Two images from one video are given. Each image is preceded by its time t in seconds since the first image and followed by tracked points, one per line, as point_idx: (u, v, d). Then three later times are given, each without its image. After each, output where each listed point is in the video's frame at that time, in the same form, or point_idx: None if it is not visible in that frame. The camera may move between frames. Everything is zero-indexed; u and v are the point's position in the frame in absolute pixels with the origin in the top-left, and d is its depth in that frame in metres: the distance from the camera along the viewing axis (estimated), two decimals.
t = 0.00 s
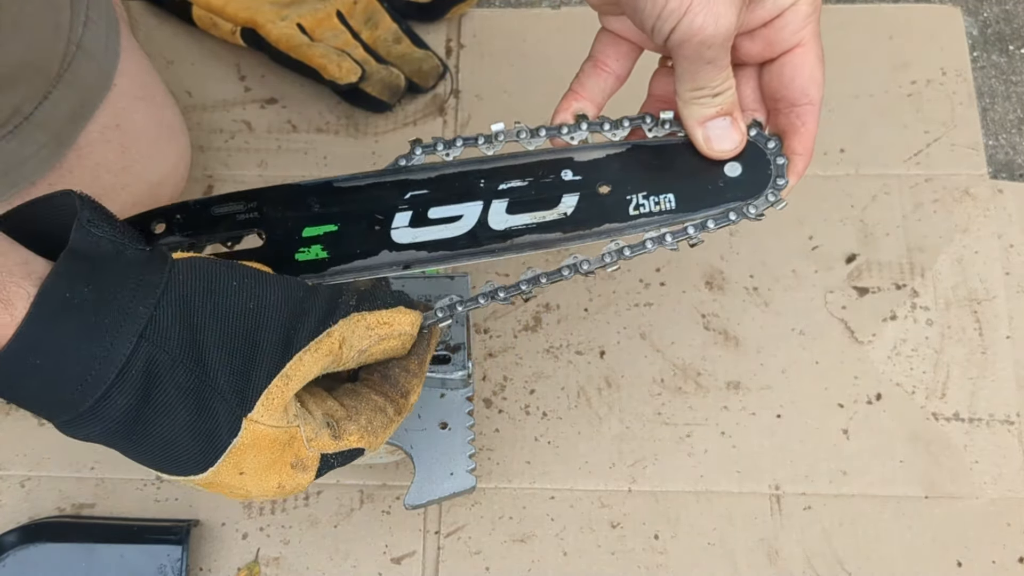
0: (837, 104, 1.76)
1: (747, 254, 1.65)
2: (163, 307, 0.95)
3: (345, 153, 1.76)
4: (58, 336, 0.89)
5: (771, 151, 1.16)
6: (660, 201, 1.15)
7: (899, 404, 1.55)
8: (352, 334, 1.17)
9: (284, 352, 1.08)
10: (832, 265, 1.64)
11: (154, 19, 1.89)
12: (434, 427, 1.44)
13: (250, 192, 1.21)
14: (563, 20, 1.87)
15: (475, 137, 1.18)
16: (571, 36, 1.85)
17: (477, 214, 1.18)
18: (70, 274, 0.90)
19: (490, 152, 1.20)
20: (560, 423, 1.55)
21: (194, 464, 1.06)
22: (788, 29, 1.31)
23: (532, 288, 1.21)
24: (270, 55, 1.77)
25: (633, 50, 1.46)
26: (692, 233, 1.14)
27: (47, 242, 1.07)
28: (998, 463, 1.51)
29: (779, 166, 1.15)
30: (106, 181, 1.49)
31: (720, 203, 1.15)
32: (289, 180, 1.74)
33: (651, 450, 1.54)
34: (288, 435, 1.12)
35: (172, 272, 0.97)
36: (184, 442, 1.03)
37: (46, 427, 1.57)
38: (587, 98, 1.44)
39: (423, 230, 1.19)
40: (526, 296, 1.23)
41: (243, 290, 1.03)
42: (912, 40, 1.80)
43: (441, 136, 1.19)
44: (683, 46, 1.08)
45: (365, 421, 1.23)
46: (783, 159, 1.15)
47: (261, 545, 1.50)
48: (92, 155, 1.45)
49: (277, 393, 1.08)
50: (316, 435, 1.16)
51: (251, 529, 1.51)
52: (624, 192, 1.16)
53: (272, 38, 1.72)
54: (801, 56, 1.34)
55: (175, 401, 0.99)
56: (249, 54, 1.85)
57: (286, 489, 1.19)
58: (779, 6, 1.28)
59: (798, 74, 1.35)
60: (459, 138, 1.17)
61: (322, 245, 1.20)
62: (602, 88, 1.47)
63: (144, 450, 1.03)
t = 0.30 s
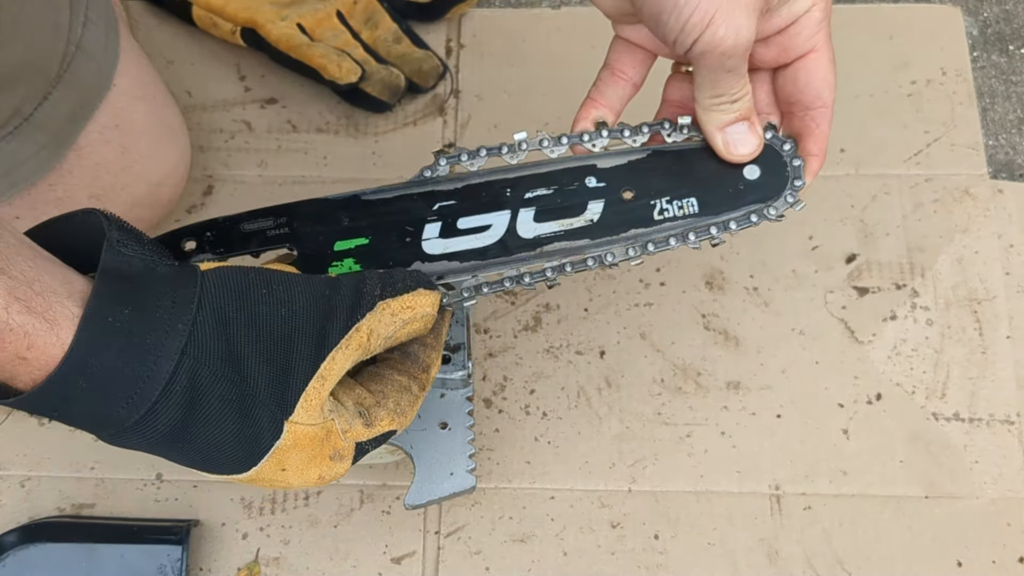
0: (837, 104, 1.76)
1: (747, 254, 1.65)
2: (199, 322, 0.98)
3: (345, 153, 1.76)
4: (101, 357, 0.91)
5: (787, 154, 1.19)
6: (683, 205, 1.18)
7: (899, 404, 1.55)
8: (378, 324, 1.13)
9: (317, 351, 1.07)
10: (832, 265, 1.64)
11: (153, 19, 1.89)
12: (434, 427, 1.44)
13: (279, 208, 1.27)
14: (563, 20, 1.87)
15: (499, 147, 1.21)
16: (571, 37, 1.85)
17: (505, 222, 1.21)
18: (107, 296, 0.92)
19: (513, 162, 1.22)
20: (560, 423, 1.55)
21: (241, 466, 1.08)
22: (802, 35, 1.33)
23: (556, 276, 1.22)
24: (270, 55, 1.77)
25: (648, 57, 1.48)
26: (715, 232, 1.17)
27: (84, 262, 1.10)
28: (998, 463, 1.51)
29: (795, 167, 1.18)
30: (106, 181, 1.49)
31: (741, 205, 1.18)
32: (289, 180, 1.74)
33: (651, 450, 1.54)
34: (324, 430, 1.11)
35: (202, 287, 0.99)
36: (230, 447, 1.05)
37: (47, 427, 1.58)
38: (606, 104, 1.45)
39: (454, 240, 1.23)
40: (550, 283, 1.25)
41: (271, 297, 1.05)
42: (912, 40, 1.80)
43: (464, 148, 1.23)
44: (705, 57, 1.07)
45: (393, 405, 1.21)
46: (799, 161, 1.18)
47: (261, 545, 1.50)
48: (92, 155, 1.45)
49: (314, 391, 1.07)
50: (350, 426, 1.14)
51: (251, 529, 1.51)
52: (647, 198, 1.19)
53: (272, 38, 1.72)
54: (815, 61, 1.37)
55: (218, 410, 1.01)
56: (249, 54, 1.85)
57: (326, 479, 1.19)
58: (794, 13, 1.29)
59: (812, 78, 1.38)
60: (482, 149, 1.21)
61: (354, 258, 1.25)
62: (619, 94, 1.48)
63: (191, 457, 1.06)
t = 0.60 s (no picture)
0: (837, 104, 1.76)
1: (747, 254, 1.66)
2: (214, 334, 0.96)
3: (345, 153, 1.76)
4: (120, 372, 0.88)
5: (800, 169, 1.20)
6: (696, 220, 1.19)
7: (899, 404, 1.55)
8: (385, 332, 1.14)
9: (328, 361, 1.07)
10: (832, 265, 1.64)
11: (153, 19, 1.89)
12: (434, 427, 1.44)
13: (300, 219, 1.26)
14: (563, 20, 1.87)
15: (515, 161, 1.23)
16: (571, 37, 1.85)
17: (520, 234, 1.21)
18: (123, 311, 0.90)
19: (529, 175, 1.24)
20: (560, 423, 1.55)
21: (252, 476, 1.07)
22: (817, 53, 1.33)
23: (568, 285, 1.23)
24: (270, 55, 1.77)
25: (663, 72, 1.48)
26: (727, 247, 1.18)
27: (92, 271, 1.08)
28: (998, 463, 1.51)
29: (808, 183, 1.19)
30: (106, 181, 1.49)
31: (753, 220, 1.19)
32: (289, 180, 1.74)
33: (651, 450, 1.54)
34: (335, 439, 1.12)
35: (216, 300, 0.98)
36: (243, 460, 1.04)
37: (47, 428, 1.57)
38: (621, 120, 1.47)
39: (469, 251, 1.22)
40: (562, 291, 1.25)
41: (284, 309, 1.04)
42: (912, 41, 1.80)
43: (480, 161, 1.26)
44: (719, 75, 1.11)
45: (398, 411, 1.22)
46: (813, 177, 1.20)
47: (261, 545, 1.50)
48: (92, 156, 1.45)
49: (326, 401, 1.07)
50: (360, 434, 1.16)
51: (251, 529, 1.51)
52: (660, 212, 1.20)
53: (272, 38, 1.72)
54: (829, 78, 1.37)
55: (234, 424, 1.00)
56: (249, 54, 1.85)
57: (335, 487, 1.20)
58: (808, 31, 1.29)
59: (825, 95, 1.39)
60: (499, 162, 1.23)
61: (371, 269, 1.24)
62: (634, 109, 1.49)
63: (201, 470, 1.04)
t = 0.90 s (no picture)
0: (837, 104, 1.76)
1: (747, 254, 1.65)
2: (138, 377, 0.98)
3: (345, 153, 1.76)
4: (40, 421, 0.92)
5: (829, 189, 1.16)
6: (723, 236, 1.14)
7: (899, 404, 1.55)
8: (315, 358, 1.11)
9: (258, 394, 1.06)
10: (832, 265, 1.64)
11: (154, 19, 1.89)
12: (434, 427, 1.44)
13: (321, 219, 1.21)
14: (564, 20, 1.87)
15: (540, 169, 1.17)
16: (571, 37, 1.85)
17: (544, 244, 1.16)
18: (42, 360, 0.92)
19: (555, 184, 1.19)
20: (560, 423, 1.55)
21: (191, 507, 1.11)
22: (850, 71, 1.34)
23: (591, 300, 1.17)
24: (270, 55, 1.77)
25: (693, 86, 1.48)
26: (754, 265, 1.14)
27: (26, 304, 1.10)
28: (998, 464, 1.51)
29: (837, 204, 1.15)
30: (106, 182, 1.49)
31: (780, 239, 1.14)
32: (288, 180, 1.74)
33: (651, 450, 1.54)
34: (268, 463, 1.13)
35: (141, 341, 0.99)
36: (179, 492, 1.07)
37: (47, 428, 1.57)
38: (649, 131, 1.46)
39: (492, 259, 1.17)
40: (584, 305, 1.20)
41: (210, 345, 1.04)
42: (913, 40, 1.80)
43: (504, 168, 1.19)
44: (751, 91, 1.12)
45: (335, 424, 1.22)
46: (842, 198, 1.15)
47: (260, 545, 1.50)
48: (92, 157, 1.45)
49: (256, 431, 1.08)
50: (294, 453, 1.17)
51: (251, 529, 1.51)
52: (687, 226, 1.15)
53: (272, 38, 1.72)
54: (863, 98, 1.37)
55: (163, 463, 1.02)
56: (249, 54, 1.85)
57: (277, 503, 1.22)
58: (843, 49, 1.30)
59: (857, 114, 1.38)
60: (524, 170, 1.16)
61: (393, 272, 1.18)
62: (663, 121, 1.49)
63: (142, 501, 1.08)
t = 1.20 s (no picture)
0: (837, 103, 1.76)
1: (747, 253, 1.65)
2: (115, 400, 0.99)
3: (345, 153, 1.76)
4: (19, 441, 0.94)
5: (839, 208, 1.15)
6: (730, 253, 1.14)
7: (899, 404, 1.55)
8: (296, 376, 1.09)
9: (235, 417, 1.06)
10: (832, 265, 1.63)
11: (154, 19, 1.89)
12: (434, 427, 1.44)
13: (328, 228, 1.21)
14: (564, 20, 1.87)
15: (549, 181, 1.18)
16: (571, 37, 1.85)
17: (551, 257, 1.16)
18: (19, 381, 0.93)
19: (563, 197, 1.20)
20: (560, 423, 1.55)
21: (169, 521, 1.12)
22: (862, 90, 1.33)
23: (597, 315, 1.16)
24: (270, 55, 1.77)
25: (703, 101, 1.48)
26: (761, 283, 1.13)
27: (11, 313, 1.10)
28: (998, 463, 1.51)
29: (846, 223, 1.15)
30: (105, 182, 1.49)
31: (788, 257, 1.14)
32: (288, 180, 1.74)
33: (651, 450, 1.54)
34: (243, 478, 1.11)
35: (119, 363, 1.00)
36: (157, 510, 1.08)
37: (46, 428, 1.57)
38: (659, 145, 1.45)
39: (498, 271, 1.16)
40: (591, 322, 1.18)
41: (188, 367, 1.04)
42: (913, 40, 1.80)
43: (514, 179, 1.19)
44: (762, 108, 1.11)
45: (314, 437, 1.19)
46: (850, 217, 1.15)
47: (261, 545, 1.49)
48: (92, 157, 1.45)
49: (233, 453, 1.07)
50: (269, 468, 1.15)
51: (251, 529, 1.51)
52: (695, 242, 1.15)
53: (272, 38, 1.72)
54: (873, 116, 1.37)
55: (139, 482, 1.03)
56: (249, 54, 1.85)
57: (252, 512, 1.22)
58: (855, 68, 1.29)
59: (867, 134, 1.39)
60: (533, 181, 1.17)
61: (399, 283, 1.18)
62: (673, 137, 1.48)
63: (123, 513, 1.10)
